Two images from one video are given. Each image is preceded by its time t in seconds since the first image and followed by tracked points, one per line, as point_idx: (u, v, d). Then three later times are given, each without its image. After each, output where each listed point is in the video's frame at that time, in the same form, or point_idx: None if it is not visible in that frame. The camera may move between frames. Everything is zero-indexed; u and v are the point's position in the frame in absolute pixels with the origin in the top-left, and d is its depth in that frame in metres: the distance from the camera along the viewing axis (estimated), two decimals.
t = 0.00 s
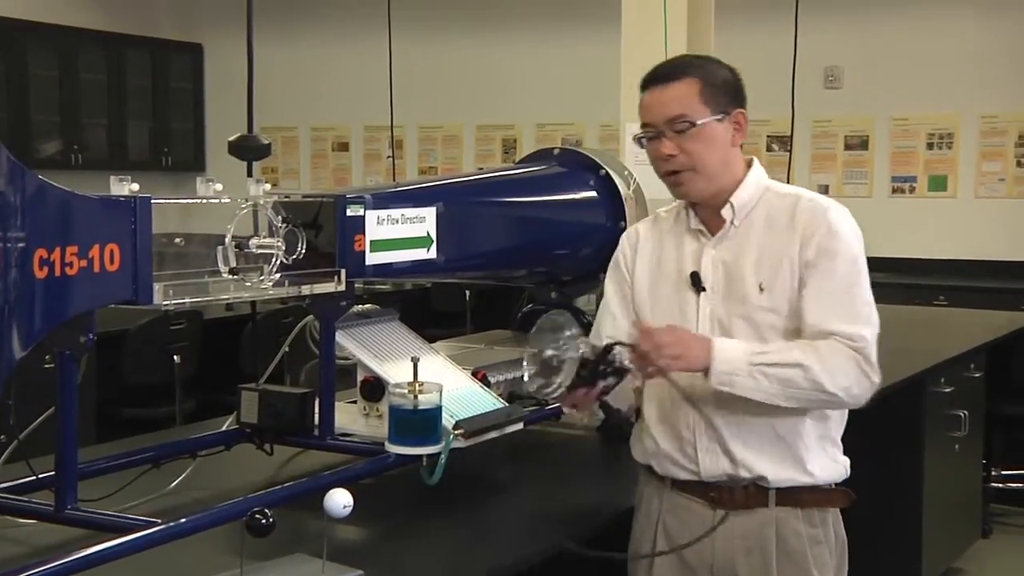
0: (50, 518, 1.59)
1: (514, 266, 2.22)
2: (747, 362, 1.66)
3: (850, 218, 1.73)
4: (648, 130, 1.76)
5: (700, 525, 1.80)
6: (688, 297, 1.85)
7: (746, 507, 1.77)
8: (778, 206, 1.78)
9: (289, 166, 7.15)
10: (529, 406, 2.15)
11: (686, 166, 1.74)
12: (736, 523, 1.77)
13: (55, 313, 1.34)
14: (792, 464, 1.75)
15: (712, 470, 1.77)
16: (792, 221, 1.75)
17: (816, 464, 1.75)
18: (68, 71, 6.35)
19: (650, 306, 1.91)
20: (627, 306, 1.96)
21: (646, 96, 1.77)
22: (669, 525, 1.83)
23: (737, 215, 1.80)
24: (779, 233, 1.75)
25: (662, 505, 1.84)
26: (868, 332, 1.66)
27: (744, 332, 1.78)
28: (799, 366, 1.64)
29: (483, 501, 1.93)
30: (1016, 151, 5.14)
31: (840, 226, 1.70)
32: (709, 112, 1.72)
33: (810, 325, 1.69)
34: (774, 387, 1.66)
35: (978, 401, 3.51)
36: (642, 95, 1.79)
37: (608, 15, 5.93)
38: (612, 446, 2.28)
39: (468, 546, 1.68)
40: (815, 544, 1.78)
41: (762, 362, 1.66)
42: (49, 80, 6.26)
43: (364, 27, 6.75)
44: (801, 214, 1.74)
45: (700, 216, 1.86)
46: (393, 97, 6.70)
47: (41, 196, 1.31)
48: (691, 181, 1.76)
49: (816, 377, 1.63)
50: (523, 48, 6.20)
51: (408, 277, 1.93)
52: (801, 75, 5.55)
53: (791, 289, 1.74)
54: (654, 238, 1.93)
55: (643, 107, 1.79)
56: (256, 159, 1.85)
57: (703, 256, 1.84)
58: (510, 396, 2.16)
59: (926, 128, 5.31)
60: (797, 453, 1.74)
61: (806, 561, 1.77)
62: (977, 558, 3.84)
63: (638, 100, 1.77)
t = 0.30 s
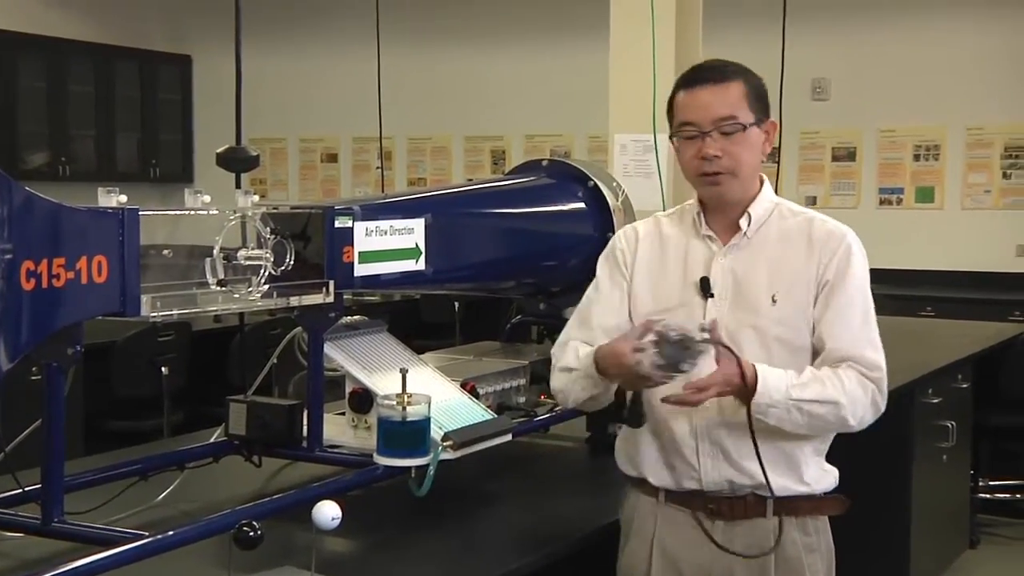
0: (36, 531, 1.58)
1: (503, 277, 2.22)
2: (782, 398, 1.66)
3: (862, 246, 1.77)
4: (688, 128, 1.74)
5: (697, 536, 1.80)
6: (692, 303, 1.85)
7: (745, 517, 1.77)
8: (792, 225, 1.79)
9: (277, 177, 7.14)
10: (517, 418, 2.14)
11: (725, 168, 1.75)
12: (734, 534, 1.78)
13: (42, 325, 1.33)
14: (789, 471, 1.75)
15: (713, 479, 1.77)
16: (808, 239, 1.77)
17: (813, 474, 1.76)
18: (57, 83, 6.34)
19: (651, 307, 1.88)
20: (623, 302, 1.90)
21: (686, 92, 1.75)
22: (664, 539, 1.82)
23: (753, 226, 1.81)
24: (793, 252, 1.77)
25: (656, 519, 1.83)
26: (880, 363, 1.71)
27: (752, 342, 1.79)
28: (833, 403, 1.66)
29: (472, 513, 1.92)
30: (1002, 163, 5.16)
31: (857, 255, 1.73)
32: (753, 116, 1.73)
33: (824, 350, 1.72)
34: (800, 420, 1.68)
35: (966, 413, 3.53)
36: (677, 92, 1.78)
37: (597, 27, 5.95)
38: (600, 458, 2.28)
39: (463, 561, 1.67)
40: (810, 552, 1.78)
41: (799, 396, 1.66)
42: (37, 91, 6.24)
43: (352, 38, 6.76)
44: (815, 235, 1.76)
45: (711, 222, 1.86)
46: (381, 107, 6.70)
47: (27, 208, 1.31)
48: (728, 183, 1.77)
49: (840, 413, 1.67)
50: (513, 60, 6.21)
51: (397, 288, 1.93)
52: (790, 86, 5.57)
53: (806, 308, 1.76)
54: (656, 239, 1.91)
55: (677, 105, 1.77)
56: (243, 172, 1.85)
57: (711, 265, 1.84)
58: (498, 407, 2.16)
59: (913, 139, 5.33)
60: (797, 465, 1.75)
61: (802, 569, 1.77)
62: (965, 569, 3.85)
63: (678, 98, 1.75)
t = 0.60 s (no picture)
0: (13, 544, 1.55)
1: (491, 284, 2.19)
2: (810, 399, 1.64)
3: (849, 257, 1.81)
4: (700, 130, 1.76)
5: (690, 550, 1.76)
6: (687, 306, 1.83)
7: (739, 529, 1.75)
8: (783, 232, 1.82)
9: (261, 182, 7.10)
10: (505, 427, 2.11)
11: (736, 170, 1.77)
12: (727, 547, 1.75)
13: (19, 334, 1.32)
14: (786, 481, 1.74)
15: (707, 485, 1.74)
16: (802, 247, 1.79)
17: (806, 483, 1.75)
18: (37, 86, 6.28)
19: (644, 307, 1.86)
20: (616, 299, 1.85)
21: (695, 93, 1.77)
22: (655, 554, 1.78)
23: (747, 230, 1.82)
24: (787, 258, 1.79)
25: (646, 534, 1.78)
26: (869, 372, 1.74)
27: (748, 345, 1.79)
28: (847, 410, 1.66)
29: (458, 524, 1.89)
30: (995, 168, 5.17)
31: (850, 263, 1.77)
32: (760, 119, 1.77)
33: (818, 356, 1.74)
34: (817, 425, 1.66)
35: (958, 421, 3.50)
36: (684, 95, 1.79)
37: (585, 31, 5.93)
38: (588, 467, 2.25)
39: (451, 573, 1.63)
40: (802, 563, 1.77)
41: (823, 401, 1.64)
42: (17, 94, 6.19)
43: (338, 43, 6.72)
44: (810, 244, 1.78)
45: (703, 227, 1.86)
46: (367, 112, 6.66)
47: (5, 213, 1.30)
48: (736, 187, 1.79)
49: (850, 421, 1.67)
50: (502, 64, 6.19)
51: (382, 296, 1.90)
52: (780, 91, 5.57)
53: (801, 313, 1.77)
54: (646, 240, 1.89)
55: (684, 107, 1.78)
56: (228, 177, 1.83)
57: (705, 269, 1.84)
58: (485, 416, 2.13)
59: (906, 145, 5.33)
60: (794, 474, 1.74)
61: None
62: None
63: (687, 99, 1.76)
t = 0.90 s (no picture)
0: None
1: (482, 286, 2.14)
2: (830, 377, 1.62)
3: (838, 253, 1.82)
4: (699, 119, 1.73)
5: (693, 561, 1.73)
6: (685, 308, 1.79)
7: (743, 538, 1.73)
8: (777, 229, 1.81)
9: (245, 182, 7.03)
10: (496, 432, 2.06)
11: (738, 160, 1.73)
12: (732, 556, 1.73)
13: None
14: (790, 486, 1.74)
15: (713, 493, 1.72)
16: (798, 243, 1.79)
17: (807, 488, 1.76)
18: (15, 82, 6.21)
19: (640, 307, 1.81)
20: (612, 300, 1.80)
21: (693, 83, 1.75)
22: (657, 566, 1.74)
23: (744, 226, 1.80)
24: (784, 254, 1.79)
25: (648, 546, 1.75)
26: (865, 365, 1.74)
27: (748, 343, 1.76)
28: (862, 395, 1.65)
29: (450, 533, 1.84)
30: (1000, 167, 5.11)
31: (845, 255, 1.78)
32: (757, 111, 1.75)
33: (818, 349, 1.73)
34: (832, 408, 1.64)
35: (961, 426, 3.45)
36: (679, 86, 1.77)
37: (576, 28, 5.88)
38: (582, 474, 2.20)
39: None
40: (804, 569, 1.75)
41: (844, 379, 1.63)
42: None
43: (326, 40, 6.67)
44: (807, 239, 1.78)
45: (697, 224, 1.82)
46: (355, 110, 6.59)
47: None
48: (735, 177, 1.74)
49: (861, 408, 1.66)
50: (491, 60, 6.14)
51: (370, 298, 1.85)
52: (778, 89, 5.54)
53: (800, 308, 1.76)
54: (637, 238, 1.84)
55: (681, 99, 1.76)
56: (210, 176, 1.77)
57: (701, 267, 1.80)
58: (475, 422, 2.07)
59: (907, 142, 5.28)
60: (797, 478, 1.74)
61: None
62: None
63: (686, 88, 1.74)
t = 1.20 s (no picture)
0: None
1: (475, 287, 2.08)
2: (819, 352, 1.59)
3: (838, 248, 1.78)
4: (693, 111, 1.69)
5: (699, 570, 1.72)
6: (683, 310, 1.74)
7: (751, 547, 1.72)
8: (776, 225, 1.76)
9: (230, 179, 6.95)
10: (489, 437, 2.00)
11: (733, 152, 1.68)
12: (740, 565, 1.72)
13: None
14: (796, 491, 1.73)
15: (719, 501, 1.71)
16: (796, 239, 1.74)
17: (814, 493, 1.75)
18: None
19: (635, 311, 1.76)
20: (608, 307, 1.75)
21: (686, 74, 1.71)
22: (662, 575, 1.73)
23: (742, 224, 1.75)
24: (783, 250, 1.74)
25: (652, 554, 1.73)
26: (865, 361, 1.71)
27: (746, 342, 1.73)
28: (852, 380, 1.63)
29: (444, 541, 1.79)
30: (1008, 162, 5.02)
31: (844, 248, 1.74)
32: (753, 104, 1.71)
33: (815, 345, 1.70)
34: (822, 388, 1.60)
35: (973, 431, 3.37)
36: (672, 78, 1.73)
37: (570, 24, 5.83)
38: (579, 481, 2.15)
39: None
40: None
41: (831, 356, 1.60)
42: None
43: (314, 36, 6.60)
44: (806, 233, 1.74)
45: (694, 223, 1.78)
46: (343, 105, 6.53)
47: None
48: (729, 171, 1.69)
49: (853, 393, 1.63)
50: (482, 55, 6.09)
51: (359, 299, 1.79)
52: (779, 81, 5.44)
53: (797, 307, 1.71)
54: (631, 240, 1.79)
55: (674, 91, 1.72)
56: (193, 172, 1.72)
57: (699, 268, 1.75)
58: (468, 427, 2.01)
59: (912, 137, 5.19)
60: (801, 483, 1.73)
61: None
62: None
63: (679, 79, 1.70)
